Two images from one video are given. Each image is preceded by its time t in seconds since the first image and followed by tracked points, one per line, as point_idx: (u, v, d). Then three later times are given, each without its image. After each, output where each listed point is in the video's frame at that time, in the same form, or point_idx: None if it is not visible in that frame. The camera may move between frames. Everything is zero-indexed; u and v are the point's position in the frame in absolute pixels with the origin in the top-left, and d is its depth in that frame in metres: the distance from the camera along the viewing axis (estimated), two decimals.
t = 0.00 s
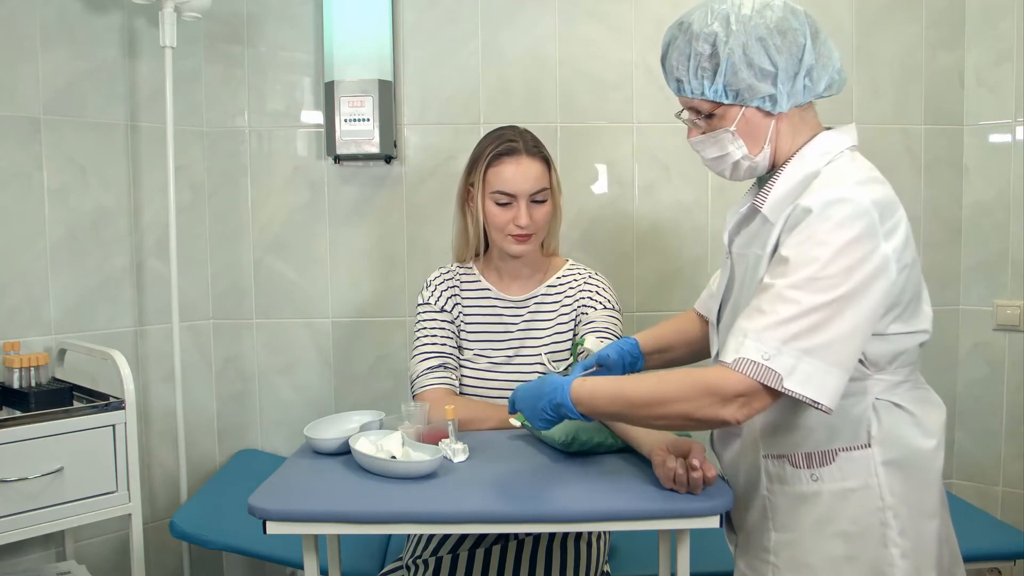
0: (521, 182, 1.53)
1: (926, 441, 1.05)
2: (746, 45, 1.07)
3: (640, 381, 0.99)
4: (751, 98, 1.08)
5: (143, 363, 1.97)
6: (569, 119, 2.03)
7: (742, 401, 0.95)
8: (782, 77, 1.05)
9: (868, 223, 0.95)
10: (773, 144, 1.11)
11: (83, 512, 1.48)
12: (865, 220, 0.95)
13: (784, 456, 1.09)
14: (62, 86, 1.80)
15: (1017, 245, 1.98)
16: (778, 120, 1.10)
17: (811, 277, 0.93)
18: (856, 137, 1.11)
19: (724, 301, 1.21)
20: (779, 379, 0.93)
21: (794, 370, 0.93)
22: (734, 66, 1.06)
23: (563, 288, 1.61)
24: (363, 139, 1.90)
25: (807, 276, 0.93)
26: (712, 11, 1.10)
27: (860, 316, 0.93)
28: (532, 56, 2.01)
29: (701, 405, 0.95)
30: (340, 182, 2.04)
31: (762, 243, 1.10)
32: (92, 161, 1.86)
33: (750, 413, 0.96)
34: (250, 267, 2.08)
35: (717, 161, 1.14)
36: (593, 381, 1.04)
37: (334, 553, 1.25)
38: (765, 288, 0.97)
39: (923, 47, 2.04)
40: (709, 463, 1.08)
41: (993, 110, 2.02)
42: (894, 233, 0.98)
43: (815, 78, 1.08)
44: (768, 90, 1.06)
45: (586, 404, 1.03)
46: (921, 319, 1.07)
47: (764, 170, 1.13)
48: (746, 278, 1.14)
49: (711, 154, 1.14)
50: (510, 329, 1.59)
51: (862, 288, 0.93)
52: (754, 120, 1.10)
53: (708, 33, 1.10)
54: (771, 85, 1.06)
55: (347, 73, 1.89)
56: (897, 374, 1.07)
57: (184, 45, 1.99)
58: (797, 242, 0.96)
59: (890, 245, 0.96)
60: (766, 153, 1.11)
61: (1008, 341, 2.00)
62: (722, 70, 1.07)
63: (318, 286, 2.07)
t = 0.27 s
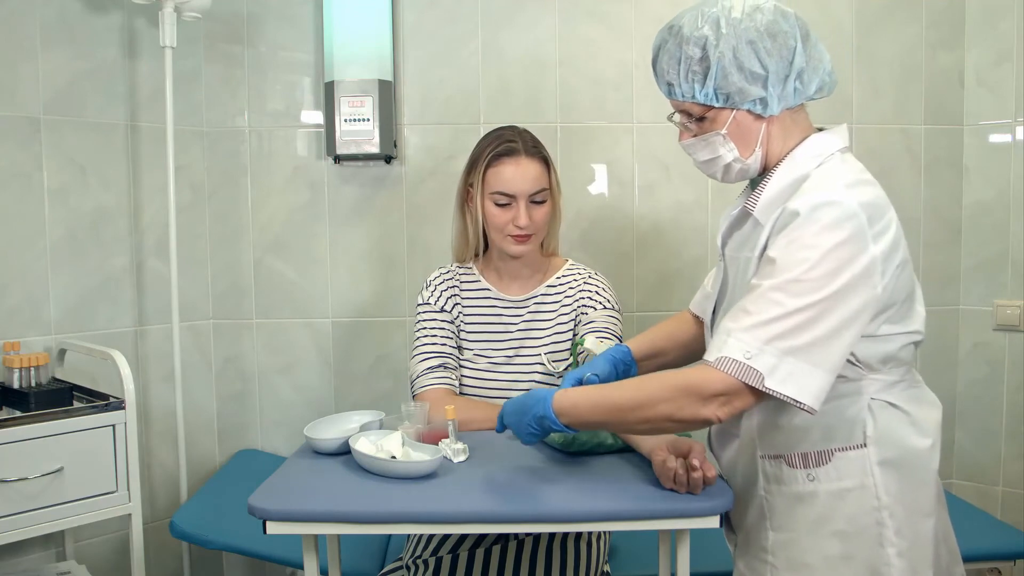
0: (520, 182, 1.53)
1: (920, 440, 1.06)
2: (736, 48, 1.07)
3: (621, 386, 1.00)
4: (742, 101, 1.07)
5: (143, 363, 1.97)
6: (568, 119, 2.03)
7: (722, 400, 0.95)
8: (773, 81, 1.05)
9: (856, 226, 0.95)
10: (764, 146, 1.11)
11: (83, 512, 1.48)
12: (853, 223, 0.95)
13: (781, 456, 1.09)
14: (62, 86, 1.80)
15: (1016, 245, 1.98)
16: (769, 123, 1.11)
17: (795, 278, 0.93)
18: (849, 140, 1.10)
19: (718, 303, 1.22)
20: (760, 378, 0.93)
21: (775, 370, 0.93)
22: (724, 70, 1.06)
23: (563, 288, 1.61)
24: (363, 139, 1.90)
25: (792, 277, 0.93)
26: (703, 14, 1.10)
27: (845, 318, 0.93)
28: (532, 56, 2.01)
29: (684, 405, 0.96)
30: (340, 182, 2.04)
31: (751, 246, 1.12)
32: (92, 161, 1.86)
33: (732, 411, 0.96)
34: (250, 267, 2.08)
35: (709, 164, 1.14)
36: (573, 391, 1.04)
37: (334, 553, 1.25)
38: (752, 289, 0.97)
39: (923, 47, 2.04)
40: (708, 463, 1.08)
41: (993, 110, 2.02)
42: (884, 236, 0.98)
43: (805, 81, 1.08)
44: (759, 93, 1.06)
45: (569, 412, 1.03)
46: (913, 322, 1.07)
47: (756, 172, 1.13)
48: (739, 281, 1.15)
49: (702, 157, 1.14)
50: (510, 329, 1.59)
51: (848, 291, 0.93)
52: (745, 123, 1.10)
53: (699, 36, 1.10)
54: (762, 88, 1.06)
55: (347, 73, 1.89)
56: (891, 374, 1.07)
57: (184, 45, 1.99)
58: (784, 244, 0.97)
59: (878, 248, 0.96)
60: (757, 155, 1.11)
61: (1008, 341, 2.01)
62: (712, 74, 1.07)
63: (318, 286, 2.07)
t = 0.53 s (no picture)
0: (520, 183, 1.53)
1: (915, 439, 1.05)
2: (723, 52, 1.06)
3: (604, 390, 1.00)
4: (730, 105, 1.07)
5: (143, 363, 1.97)
6: (568, 119, 2.03)
7: (705, 397, 0.96)
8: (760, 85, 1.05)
9: (843, 229, 0.95)
10: (753, 149, 1.11)
11: (83, 512, 1.48)
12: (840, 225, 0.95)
13: (775, 456, 1.09)
14: (62, 86, 1.80)
15: (1017, 245, 1.98)
16: (758, 126, 1.11)
17: (780, 278, 0.93)
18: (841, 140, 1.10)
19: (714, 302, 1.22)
20: (740, 377, 0.93)
21: (757, 369, 0.93)
22: (711, 74, 1.06)
23: (563, 288, 1.61)
24: (363, 139, 1.90)
25: (778, 278, 0.93)
26: (691, 17, 1.10)
27: (830, 319, 0.93)
28: (532, 56, 2.01)
29: (667, 405, 0.96)
30: (340, 182, 2.04)
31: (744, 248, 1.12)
32: (92, 161, 1.86)
33: (715, 408, 0.96)
34: (250, 267, 2.08)
35: (699, 167, 1.15)
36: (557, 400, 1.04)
37: (334, 553, 1.25)
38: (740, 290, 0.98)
39: (923, 47, 2.05)
40: (708, 463, 1.08)
41: (993, 110, 2.02)
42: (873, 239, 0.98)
43: (792, 84, 1.08)
44: (746, 97, 1.06)
45: (554, 418, 1.02)
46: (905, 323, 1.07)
47: (746, 175, 1.13)
48: (733, 282, 1.16)
49: (692, 160, 1.14)
50: (510, 329, 1.59)
51: (834, 292, 0.93)
52: (734, 126, 1.10)
53: (686, 40, 1.09)
54: (749, 92, 1.06)
55: (347, 73, 1.89)
56: (884, 374, 1.07)
57: (184, 45, 1.99)
58: (772, 245, 0.97)
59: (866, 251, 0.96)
60: (746, 158, 1.11)
61: (1008, 341, 2.00)
62: (700, 78, 1.07)
63: (317, 286, 2.07)
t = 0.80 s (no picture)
0: (518, 183, 1.53)
1: (913, 438, 1.05)
2: (704, 57, 1.07)
3: (597, 399, 0.99)
4: (715, 109, 1.08)
5: (143, 363, 1.97)
6: (568, 119, 2.03)
7: (699, 398, 0.96)
8: (743, 88, 1.05)
9: (836, 231, 0.95)
10: (744, 151, 1.11)
11: (83, 512, 1.48)
12: (833, 227, 0.95)
13: (774, 455, 1.09)
14: (62, 86, 1.80)
15: (1017, 245, 1.98)
16: (747, 128, 1.11)
17: (772, 278, 0.93)
18: (837, 139, 1.09)
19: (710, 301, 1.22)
20: (734, 376, 0.94)
21: (750, 367, 0.93)
22: (694, 79, 1.07)
23: (563, 288, 1.61)
24: (363, 139, 1.91)
25: (771, 278, 0.93)
26: (672, 24, 1.11)
27: (823, 318, 0.94)
28: (532, 56, 2.01)
29: (663, 406, 0.96)
30: (340, 182, 2.04)
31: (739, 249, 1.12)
32: (92, 161, 1.86)
33: (710, 407, 0.97)
34: (250, 268, 2.08)
35: (691, 171, 1.15)
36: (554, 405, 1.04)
37: (334, 553, 1.25)
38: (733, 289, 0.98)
39: (924, 47, 2.05)
40: (708, 463, 1.08)
41: (993, 110, 2.02)
42: (867, 239, 0.97)
43: (777, 85, 1.07)
44: (731, 100, 1.06)
45: (552, 428, 1.02)
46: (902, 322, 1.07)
47: (739, 177, 1.13)
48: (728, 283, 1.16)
49: (684, 165, 1.15)
50: (510, 329, 1.59)
51: (826, 292, 0.93)
52: (722, 129, 1.10)
53: (668, 47, 1.10)
54: (733, 95, 1.06)
55: (347, 73, 1.89)
56: (881, 374, 1.07)
57: (184, 45, 1.99)
58: (766, 246, 0.97)
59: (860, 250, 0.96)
60: (737, 161, 1.11)
61: (1008, 341, 2.00)
62: (683, 84, 1.08)
63: (317, 286, 2.07)
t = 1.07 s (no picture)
0: (517, 183, 1.53)
1: (920, 438, 1.06)
2: (696, 57, 1.07)
3: (635, 400, 1.00)
4: (708, 107, 1.08)
5: (143, 363, 1.97)
6: (568, 119, 2.03)
7: (738, 411, 0.96)
8: (734, 85, 1.05)
9: (853, 226, 0.95)
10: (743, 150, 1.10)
11: (83, 512, 1.48)
12: (849, 222, 0.95)
13: (780, 456, 1.09)
14: (62, 86, 1.80)
15: (1017, 245, 1.98)
16: (745, 127, 1.10)
17: (797, 282, 0.93)
18: (839, 135, 1.09)
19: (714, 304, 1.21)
20: (773, 388, 0.94)
21: (788, 377, 0.93)
22: (685, 79, 1.07)
23: (563, 288, 1.61)
24: (363, 139, 1.91)
25: (797, 282, 0.93)
26: (666, 26, 1.12)
27: (851, 319, 0.94)
28: (532, 56, 2.01)
29: (700, 417, 0.96)
30: (340, 182, 2.04)
31: (751, 246, 1.10)
32: (92, 161, 1.86)
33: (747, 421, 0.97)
34: (250, 268, 2.08)
35: (693, 172, 1.14)
36: (594, 403, 1.04)
37: (334, 553, 1.25)
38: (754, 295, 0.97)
39: (924, 47, 2.05)
40: (708, 464, 1.08)
41: (993, 110, 2.02)
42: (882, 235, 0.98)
43: (770, 81, 1.06)
44: (723, 98, 1.06)
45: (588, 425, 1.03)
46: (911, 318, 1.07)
47: (740, 176, 1.12)
48: (736, 284, 1.14)
49: (686, 166, 1.15)
50: (510, 329, 1.59)
51: (850, 291, 0.93)
52: (719, 128, 1.10)
53: (661, 49, 1.11)
54: (725, 93, 1.06)
55: (347, 73, 1.89)
56: (888, 373, 1.07)
57: (184, 45, 1.99)
58: (782, 247, 0.97)
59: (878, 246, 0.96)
60: (736, 159, 1.10)
61: (1008, 341, 2.00)
62: (676, 84, 1.09)
63: (317, 286, 2.07)
